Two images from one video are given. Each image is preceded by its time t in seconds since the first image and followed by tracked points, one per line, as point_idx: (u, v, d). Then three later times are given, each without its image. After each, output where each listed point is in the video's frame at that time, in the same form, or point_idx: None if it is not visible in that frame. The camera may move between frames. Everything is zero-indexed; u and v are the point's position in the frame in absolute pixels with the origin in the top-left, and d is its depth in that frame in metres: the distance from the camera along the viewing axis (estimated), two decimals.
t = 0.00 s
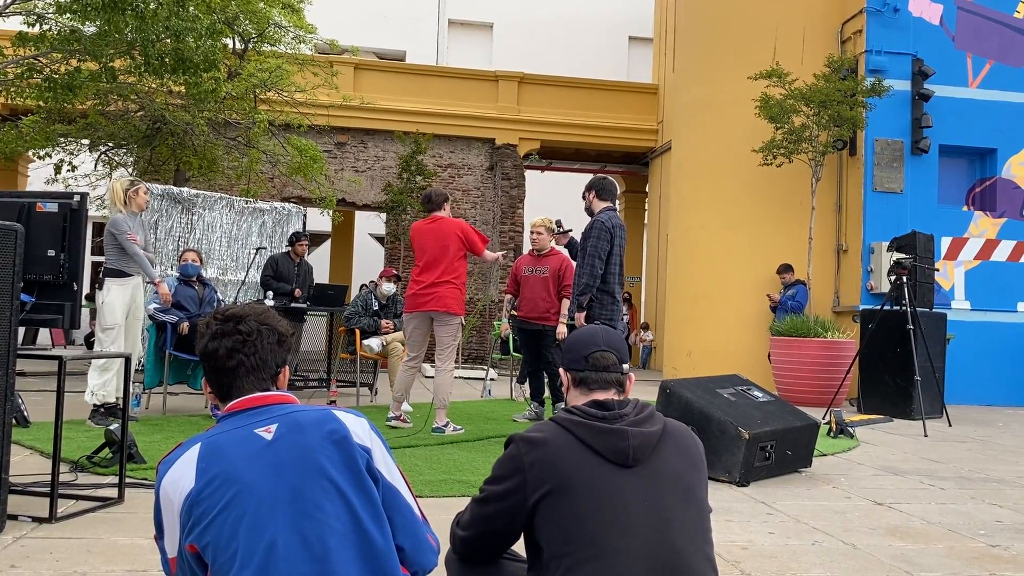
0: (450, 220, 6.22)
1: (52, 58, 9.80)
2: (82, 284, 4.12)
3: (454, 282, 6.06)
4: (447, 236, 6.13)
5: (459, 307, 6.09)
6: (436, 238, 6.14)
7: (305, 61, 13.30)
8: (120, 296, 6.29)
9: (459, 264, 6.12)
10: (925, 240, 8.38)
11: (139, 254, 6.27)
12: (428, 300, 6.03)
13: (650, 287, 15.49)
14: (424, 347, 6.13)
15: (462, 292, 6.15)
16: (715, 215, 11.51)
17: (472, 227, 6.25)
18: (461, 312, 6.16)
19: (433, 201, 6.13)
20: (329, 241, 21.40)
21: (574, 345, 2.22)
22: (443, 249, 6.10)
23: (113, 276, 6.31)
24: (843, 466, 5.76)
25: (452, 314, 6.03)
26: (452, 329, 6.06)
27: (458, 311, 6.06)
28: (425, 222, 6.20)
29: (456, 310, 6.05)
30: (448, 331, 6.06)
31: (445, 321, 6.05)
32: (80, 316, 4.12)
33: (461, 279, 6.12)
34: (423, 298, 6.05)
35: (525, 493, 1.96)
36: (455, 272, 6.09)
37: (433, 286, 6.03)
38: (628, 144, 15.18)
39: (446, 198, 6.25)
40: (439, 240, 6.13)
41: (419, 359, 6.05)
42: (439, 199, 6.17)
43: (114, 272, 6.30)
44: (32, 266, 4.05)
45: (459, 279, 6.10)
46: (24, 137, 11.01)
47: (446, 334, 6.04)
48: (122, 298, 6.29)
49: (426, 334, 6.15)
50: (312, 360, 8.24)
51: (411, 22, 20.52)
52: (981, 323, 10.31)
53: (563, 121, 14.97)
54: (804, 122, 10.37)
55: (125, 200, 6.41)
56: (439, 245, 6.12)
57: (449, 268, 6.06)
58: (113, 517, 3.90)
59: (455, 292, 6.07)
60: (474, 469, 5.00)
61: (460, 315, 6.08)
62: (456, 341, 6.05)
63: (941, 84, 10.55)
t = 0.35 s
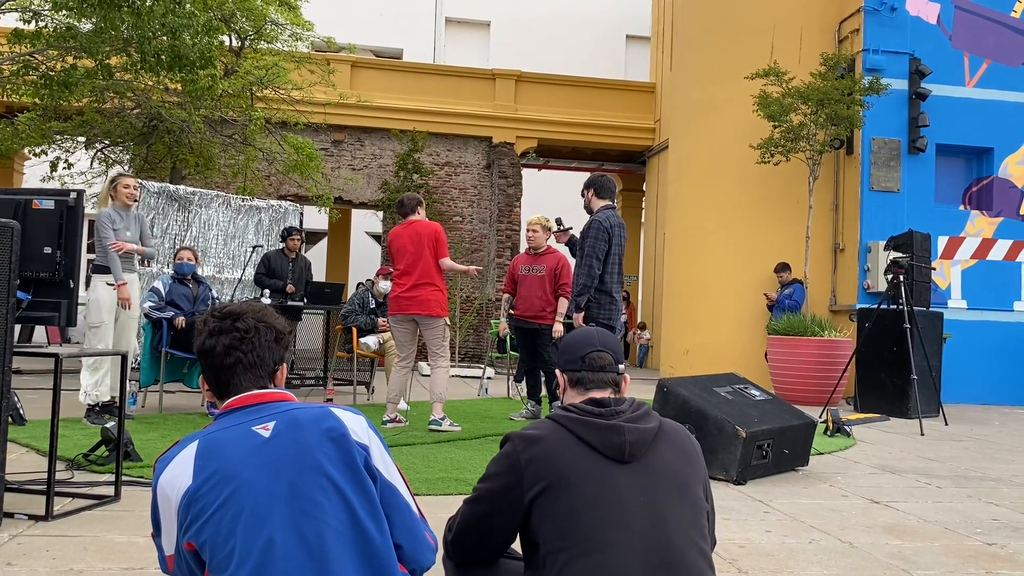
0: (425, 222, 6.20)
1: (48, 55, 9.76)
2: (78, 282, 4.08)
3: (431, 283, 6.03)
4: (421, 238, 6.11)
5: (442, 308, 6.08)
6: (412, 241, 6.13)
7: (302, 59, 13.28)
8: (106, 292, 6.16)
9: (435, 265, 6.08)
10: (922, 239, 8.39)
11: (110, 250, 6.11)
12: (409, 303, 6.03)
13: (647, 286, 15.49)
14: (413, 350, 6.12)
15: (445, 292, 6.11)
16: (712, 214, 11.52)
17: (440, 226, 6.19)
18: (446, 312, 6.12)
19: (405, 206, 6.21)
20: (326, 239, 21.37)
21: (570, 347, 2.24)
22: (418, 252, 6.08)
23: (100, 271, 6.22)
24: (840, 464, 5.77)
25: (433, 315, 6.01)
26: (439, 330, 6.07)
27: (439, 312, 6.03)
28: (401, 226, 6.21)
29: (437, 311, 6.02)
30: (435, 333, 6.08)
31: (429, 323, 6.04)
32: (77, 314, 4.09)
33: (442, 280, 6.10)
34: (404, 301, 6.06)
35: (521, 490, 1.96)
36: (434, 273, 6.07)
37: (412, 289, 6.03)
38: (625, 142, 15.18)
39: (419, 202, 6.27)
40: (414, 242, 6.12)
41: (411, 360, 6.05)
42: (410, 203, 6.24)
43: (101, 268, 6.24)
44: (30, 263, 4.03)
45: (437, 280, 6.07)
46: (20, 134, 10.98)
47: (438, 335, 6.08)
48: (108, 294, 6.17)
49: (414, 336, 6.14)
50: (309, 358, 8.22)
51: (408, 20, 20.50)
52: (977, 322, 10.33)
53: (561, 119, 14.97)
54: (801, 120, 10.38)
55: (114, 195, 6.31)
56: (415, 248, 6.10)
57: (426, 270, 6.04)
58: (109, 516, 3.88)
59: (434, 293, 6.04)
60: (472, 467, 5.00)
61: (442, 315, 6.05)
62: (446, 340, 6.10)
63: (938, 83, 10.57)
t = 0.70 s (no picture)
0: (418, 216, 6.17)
1: (43, 52, 9.72)
2: (73, 279, 4.07)
3: (407, 277, 6.03)
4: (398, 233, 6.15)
5: (423, 300, 6.04)
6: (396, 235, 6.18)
7: (298, 56, 13.27)
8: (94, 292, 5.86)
9: (414, 259, 6.08)
10: (917, 238, 8.41)
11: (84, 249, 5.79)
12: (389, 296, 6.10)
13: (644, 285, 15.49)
14: (408, 344, 6.11)
15: (427, 286, 6.07)
16: (708, 212, 11.53)
17: (422, 219, 6.13)
18: (431, 305, 6.07)
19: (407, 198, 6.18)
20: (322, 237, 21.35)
21: (566, 350, 2.24)
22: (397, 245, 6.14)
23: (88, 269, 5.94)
24: (835, 463, 5.77)
25: (410, 308, 6.01)
26: (424, 322, 6.03)
27: (417, 305, 6.01)
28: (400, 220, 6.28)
29: (411, 305, 6.01)
30: (420, 325, 6.03)
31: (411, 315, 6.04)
32: (72, 311, 4.08)
33: (422, 273, 6.07)
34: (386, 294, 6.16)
35: (517, 487, 1.96)
36: (412, 267, 6.06)
37: (392, 283, 6.11)
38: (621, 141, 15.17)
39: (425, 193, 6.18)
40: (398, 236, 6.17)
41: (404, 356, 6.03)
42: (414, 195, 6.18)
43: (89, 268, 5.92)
44: (25, 261, 4.02)
45: (415, 273, 6.05)
46: (15, 131, 10.94)
47: (429, 327, 6.04)
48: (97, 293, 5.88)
49: (408, 329, 6.13)
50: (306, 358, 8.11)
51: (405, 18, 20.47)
52: (972, 321, 10.36)
53: (557, 117, 14.96)
54: (797, 119, 10.40)
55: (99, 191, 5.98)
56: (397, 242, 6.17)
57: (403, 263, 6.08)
58: (104, 514, 3.87)
59: (411, 286, 6.03)
60: (467, 465, 5.00)
61: (420, 309, 6.03)
62: (440, 333, 6.07)
63: (934, 82, 10.59)
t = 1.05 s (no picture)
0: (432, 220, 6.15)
1: (38, 49, 9.68)
2: (70, 276, 4.05)
3: (416, 280, 6.03)
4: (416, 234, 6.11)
5: (436, 304, 6.04)
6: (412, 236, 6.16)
7: (295, 54, 13.25)
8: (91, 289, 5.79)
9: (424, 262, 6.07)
10: (914, 236, 8.43)
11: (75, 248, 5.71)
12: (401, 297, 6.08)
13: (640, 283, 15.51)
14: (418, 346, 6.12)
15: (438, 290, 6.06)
16: (704, 210, 11.55)
17: (435, 223, 6.10)
18: (442, 309, 6.07)
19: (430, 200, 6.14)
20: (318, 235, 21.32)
21: (562, 349, 2.24)
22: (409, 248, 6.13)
23: (86, 267, 5.86)
24: (831, 461, 5.78)
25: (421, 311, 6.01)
26: (435, 326, 6.05)
27: (428, 309, 6.00)
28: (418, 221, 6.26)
29: (423, 308, 6.00)
30: (430, 328, 6.06)
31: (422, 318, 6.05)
32: (68, 308, 4.06)
33: (433, 277, 6.06)
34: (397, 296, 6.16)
35: (514, 484, 1.96)
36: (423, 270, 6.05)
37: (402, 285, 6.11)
38: (618, 139, 15.16)
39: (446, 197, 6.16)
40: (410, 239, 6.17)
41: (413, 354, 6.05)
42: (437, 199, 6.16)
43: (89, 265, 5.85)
44: (21, 258, 4.01)
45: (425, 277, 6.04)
46: (10, 128, 10.90)
47: (438, 330, 6.06)
48: (95, 291, 5.81)
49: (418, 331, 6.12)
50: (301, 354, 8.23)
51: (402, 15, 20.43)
52: (968, 320, 10.38)
53: (554, 115, 14.96)
54: (793, 118, 10.41)
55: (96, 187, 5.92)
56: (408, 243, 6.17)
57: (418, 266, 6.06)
58: (101, 511, 3.87)
59: (421, 290, 6.03)
60: (464, 463, 5.00)
61: (430, 313, 6.03)
62: (449, 335, 6.10)
63: (930, 81, 10.60)
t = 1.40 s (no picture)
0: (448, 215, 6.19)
1: (35, 47, 9.64)
2: (65, 275, 4.03)
3: (443, 275, 6.03)
4: (446, 228, 6.10)
5: (450, 298, 6.06)
6: (428, 230, 6.14)
7: (292, 51, 13.24)
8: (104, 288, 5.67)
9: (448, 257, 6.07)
10: (910, 235, 8.45)
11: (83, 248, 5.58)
12: (416, 292, 6.04)
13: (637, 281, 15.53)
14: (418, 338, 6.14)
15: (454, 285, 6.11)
16: (700, 209, 11.57)
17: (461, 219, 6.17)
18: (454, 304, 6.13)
19: (430, 194, 6.14)
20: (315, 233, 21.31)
21: (558, 348, 2.24)
22: (435, 241, 6.08)
23: (99, 266, 5.73)
24: (827, 459, 5.80)
25: (441, 306, 6.02)
26: (445, 321, 6.07)
27: (448, 303, 6.04)
28: (423, 214, 6.20)
29: (444, 302, 6.02)
30: (441, 323, 6.07)
31: (436, 313, 6.04)
32: (64, 307, 4.04)
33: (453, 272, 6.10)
34: (413, 290, 6.06)
35: (510, 483, 1.95)
36: (446, 264, 6.05)
37: (423, 278, 6.03)
38: (615, 137, 15.15)
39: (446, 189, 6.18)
40: (434, 232, 6.11)
41: (413, 349, 6.06)
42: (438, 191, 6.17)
43: (101, 263, 5.73)
44: (16, 256, 4.00)
45: (448, 271, 6.06)
46: (7, 126, 10.88)
47: (439, 327, 6.04)
48: (108, 290, 5.71)
49: (420, 324, 6.16)
50: (298, 353, 8.16)
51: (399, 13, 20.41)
52: (964, 318, 10.40)
53: (551, 114, 14.95)
54: (789, 117, 10.43)
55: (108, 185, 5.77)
56: (431, 237, 6.11)
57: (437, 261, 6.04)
58: (96, 510, 3.87)
59: (444, 284, 6.04)
60: (460, 461, 5.00)
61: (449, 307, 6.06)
62: (448, 333, 6.05)
63: (927, 80, 10.61)
